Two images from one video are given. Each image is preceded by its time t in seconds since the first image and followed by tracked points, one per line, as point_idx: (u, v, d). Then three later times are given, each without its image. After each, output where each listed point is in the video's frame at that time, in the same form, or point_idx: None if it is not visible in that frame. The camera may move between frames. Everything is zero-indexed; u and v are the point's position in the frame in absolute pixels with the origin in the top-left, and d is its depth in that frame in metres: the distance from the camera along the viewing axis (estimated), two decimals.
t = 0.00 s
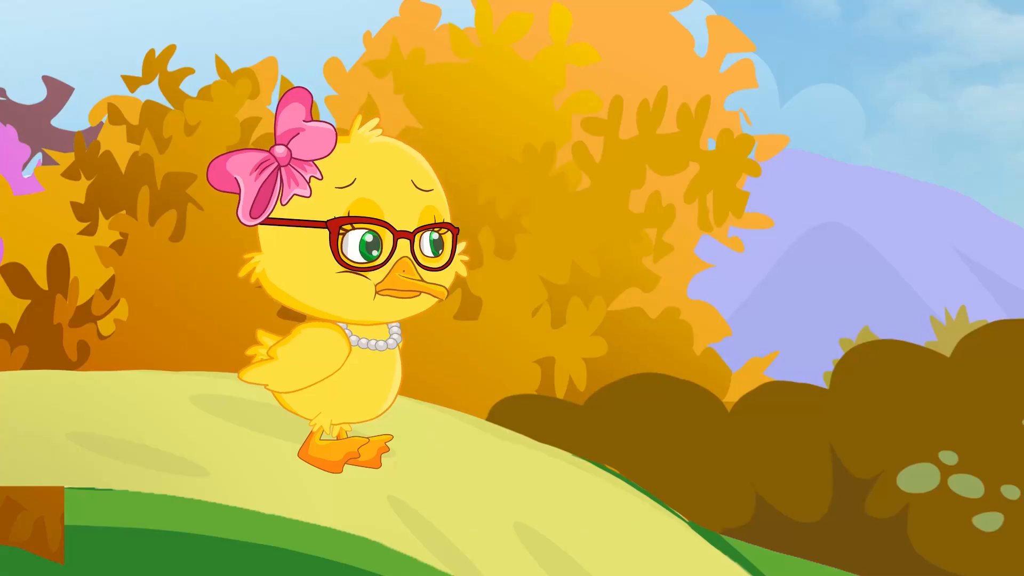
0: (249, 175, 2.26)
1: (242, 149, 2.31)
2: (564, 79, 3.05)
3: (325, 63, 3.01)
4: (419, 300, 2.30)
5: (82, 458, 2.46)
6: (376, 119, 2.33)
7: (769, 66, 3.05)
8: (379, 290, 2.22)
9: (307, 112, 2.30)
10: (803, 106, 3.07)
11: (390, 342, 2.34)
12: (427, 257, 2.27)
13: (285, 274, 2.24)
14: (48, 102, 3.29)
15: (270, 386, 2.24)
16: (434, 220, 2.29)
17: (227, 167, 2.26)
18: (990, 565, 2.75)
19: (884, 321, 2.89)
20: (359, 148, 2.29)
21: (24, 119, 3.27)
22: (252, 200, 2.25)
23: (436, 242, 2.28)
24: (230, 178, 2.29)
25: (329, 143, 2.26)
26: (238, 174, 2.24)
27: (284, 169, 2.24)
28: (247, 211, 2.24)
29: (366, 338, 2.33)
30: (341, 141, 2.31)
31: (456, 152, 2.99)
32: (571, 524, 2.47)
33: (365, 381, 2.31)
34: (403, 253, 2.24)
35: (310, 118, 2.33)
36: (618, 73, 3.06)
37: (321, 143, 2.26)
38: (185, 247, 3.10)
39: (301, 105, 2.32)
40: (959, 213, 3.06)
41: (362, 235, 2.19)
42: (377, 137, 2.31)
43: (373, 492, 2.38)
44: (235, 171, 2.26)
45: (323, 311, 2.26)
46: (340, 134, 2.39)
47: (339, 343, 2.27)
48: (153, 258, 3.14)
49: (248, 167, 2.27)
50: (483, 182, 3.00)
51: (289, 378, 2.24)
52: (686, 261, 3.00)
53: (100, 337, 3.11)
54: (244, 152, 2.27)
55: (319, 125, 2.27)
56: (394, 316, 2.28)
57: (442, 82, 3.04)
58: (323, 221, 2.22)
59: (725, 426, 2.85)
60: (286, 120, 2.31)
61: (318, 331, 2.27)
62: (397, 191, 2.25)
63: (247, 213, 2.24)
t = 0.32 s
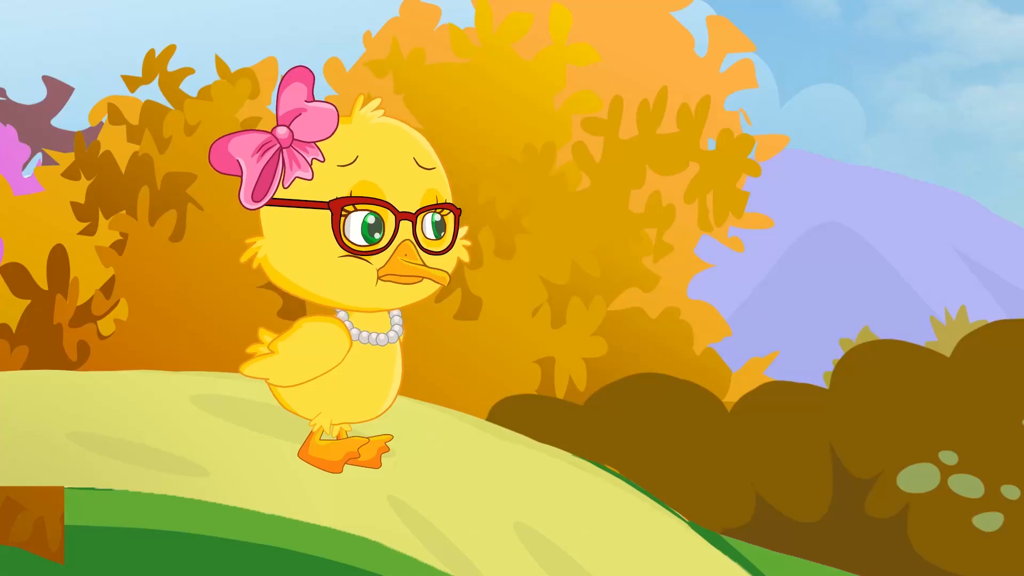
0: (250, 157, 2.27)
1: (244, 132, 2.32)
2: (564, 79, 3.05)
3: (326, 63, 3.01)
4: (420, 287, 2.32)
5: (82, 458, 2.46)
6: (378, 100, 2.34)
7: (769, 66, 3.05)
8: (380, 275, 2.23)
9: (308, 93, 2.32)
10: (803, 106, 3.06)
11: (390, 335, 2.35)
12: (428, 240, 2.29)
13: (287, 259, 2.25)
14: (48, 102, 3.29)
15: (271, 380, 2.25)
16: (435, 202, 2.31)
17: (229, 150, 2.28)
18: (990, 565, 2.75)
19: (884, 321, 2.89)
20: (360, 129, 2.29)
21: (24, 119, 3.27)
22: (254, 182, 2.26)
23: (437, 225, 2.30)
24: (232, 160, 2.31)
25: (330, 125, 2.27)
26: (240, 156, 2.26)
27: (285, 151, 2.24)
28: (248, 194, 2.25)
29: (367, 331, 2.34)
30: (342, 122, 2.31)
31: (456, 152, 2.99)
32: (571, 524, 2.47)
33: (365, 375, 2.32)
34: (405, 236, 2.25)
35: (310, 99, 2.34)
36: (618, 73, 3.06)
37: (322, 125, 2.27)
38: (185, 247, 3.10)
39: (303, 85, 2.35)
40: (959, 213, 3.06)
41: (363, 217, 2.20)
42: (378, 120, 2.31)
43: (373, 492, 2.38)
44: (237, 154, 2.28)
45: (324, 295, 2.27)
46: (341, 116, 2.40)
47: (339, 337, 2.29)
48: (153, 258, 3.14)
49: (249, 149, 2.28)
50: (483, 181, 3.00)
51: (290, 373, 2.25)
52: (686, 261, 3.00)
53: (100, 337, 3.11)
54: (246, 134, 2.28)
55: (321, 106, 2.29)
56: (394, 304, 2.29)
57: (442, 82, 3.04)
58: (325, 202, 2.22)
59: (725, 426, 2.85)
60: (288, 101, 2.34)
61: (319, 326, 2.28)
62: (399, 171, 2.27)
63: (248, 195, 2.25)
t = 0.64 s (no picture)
0: (250, 157, 2.27)
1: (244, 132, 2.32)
2: (564, 79, 3.05)
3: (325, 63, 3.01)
4: (420, 287, 2.32)
5: (82, 458, 2.46)
6: (377, 100, 2.34)
7: (769, 66, 3.05)
8: (380, 275, 2.23)
9: (308, 92, 2.32)
10: (803, 106, 3.06)
11: (391, 335, 2.35)
12: (428, 240, 2.29)
13: (287, 259, 2.25)
14: (48, 102, 3.29)
15: (271, 380, 2.25)
16: (435, 201, 2.31)
17: (229, 150, 2.28)
18: (990, 565, 2.75)
19: (884, 321, 2.89)
20: (360, 129, 2.29)
21: (25, 119, 3.27)
22: (254, 182, 2.26)
23: (437, 225, 2.30)
24: (232, 161, 2.31)
25: (330, 125, 2.27)
26: (240, 156, 2.26)
27: (285, 151, 2.24)
28: (248, 194, 2.25)
29: (367, 331, 2.34)
30: (342, 122, 2.31)
31: (455, 152, 2.99)
32: (571, 524, 2.47)
33: (364, 375, 2.32)
34: (405, 236, 2.26)
35: (310, 98, 2.34)
36: (618, 73, 3.06)
37: (322, 125, 2.27)
38: (185, 247, 3.10)
39: (302, 85, 2.35)
40: (959, 213, 3.06)
41: (363, 217, 2.20)
42: (378, 120, 2.31)
43: (373, 492, 2.38)
44: (237, 154, 2.28)
45: (324, 295, 2.27)
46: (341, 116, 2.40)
47: (339, 337, 2.29)
48: (153, 258, 3.14)
49: (249, 149, 2.28)
50: (483, 181, 3.00)
51: (290, 373, 2.25)
52: (686, 261, 3.00)
53: (100, 337, 3.11)
54: (246, 134, 2.28)
55: (320, 106, 2.28)
56: (394, 304, 2.30)
57: (442, 82, 3.04)
58: (324, 202, 2.22)
59: (725, 426, 2.85)
60: (288, 101, 2.34)
61: (319, 326, 2.28)
62: (399, 170, 2.27)
63: (248, 196, 2.25)
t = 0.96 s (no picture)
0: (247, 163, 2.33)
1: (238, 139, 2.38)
2: (564, 79, 3.05)
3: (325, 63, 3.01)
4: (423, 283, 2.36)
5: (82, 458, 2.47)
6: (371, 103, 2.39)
7: (769, 66, 3.04)
8: (380, 274, 2.26)
9: (299, 96, 2.37)
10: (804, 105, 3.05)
11: (391, 335, 2.36)
12: (428, 237, 2.33)
13: (287, 264, 2.31)
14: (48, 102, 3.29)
15: (271, 380, 2.29)
16: (432, 198, 2.35)
17: (225, 157, 2.35)
18: (989, 565, 2.76)
19: (884, 321, 2.88)
20: (354, 131, 2.34)
21: (24, 119, 3.27)
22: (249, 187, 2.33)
23: (436, 221, 2.34)
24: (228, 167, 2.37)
25: (322, 127, 2.32)
26: (235, 163, 2.33)
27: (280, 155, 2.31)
28: (245, 200, 2.32)
29: (368, 331, 2.37)
30: (336, 124, 2.36)
31: (456, 152, 2.99)
32: (571, 523, 2.51)
33: (365, 374, 2.34)
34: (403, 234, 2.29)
35: (302, 103, 2.39)
36: (618, 73, 3.05)
37: (314, 127, 2.32)
38: (185, 247, 3.09)
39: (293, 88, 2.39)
40: (958, 213, 3.03)
41: (361, 218, 2.25)
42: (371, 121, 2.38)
43: (372, 492, 2.43)
44: (232, 161, 2.34)
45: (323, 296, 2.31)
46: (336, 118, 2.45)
47: (339, 336, 2.32)
48: (153, 258, 3.13)
49: (244, 155, 2.35)
50: (483, 181, 2.99)
51: (290, 372, 2.29)
52: (686, 261, 3.00)
53: (100, 337, 3.09)
54: (240, 141, 2.34)
55: (312, 109, 2.34)
56: (397, 302, 2.34)
57: (442, 82, 3.04)
58: (322, 204, 2.27)
59: (725, 426, 2.85)
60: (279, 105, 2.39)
61: (318, 326, 2.31)
62: (394, 169, 2.31)
63: (246, 201, 2.31)
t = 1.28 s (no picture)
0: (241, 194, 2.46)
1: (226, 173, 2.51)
2: (564, 79, 3.05)
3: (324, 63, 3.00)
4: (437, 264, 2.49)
5: (82, 458, 2.49)
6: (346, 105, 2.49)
7: (769, 66, 3.04)
8: (398, 264, 2.39)
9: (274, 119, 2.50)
10: (804, 105, 3.05)
11: (400, 330, 2.43)
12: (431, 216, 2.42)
13: (303, 279, 2.42)
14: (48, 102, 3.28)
15: (282, 374, 2.39)
16: (429, 180, 2.44)
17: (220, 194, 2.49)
18: (989, 565, 2.76)
19: (884, 321, 2.88)
20: (335, 137, 2.44)
21: (24, 119, 3.27)
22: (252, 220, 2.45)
23: (436, 201, 2.43)
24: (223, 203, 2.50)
25: (305, 141, 2.43)
26: (231, 197, 2.46)
27: (271, 178, 2.43)
28: (249, 228, 2.45)
29: (377, 326, 2.44)
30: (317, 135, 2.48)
31: (456, 152, 2.99)
32: (571, 524, 2.51)
33: (376, 365, 2.43)
34: (410, 220, 2.41)
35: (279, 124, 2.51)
36: (618, 72, 3.05)
37: (296, 143, 2.44)
38: (185, 247, 3.09)
39: (267, 113, 2.51)
40: (959, 213, 3.02)
41: (365, 217, 2.37)
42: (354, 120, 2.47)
43: (372, 492, 2.43)
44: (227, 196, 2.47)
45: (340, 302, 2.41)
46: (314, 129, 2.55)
47: (350, 330, 2.39)
48: (153, 258, 3.13)
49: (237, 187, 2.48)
50: (483, 182, 2.99)
51: (299, 367, 2.38)
52: (686, 261, 3.00)
53: (100, 337, 3.09)
54: (229, 175, 2.47)
55: (290, 127, 2.46)
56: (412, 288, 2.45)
57: (442, 83, 3.04)
58: (323, 215, 2.40)
59: (725, 426, 2.85)
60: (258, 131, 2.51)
61: (327, 320, 2.38)
62: (383, 162, 2.40)
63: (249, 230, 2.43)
